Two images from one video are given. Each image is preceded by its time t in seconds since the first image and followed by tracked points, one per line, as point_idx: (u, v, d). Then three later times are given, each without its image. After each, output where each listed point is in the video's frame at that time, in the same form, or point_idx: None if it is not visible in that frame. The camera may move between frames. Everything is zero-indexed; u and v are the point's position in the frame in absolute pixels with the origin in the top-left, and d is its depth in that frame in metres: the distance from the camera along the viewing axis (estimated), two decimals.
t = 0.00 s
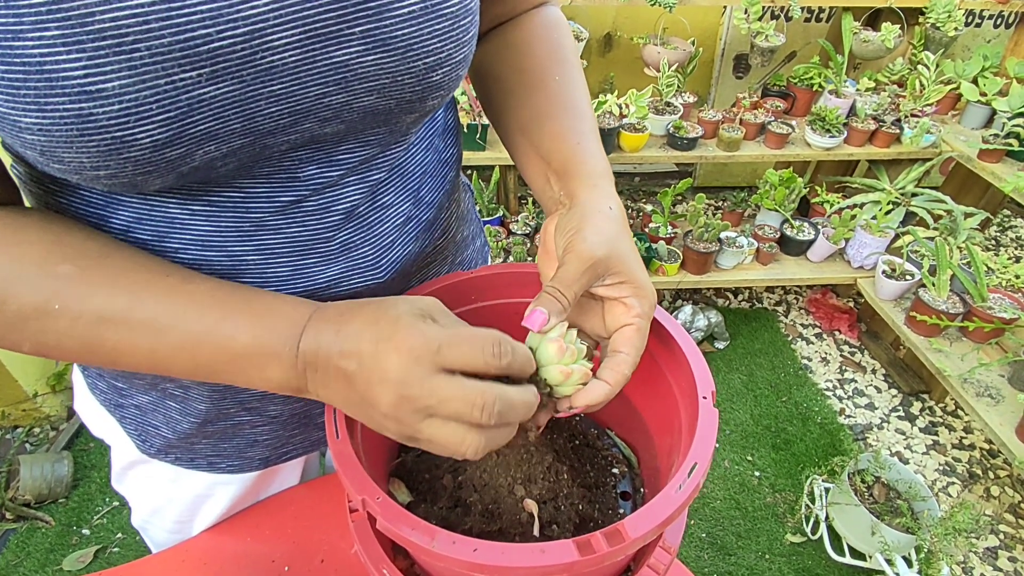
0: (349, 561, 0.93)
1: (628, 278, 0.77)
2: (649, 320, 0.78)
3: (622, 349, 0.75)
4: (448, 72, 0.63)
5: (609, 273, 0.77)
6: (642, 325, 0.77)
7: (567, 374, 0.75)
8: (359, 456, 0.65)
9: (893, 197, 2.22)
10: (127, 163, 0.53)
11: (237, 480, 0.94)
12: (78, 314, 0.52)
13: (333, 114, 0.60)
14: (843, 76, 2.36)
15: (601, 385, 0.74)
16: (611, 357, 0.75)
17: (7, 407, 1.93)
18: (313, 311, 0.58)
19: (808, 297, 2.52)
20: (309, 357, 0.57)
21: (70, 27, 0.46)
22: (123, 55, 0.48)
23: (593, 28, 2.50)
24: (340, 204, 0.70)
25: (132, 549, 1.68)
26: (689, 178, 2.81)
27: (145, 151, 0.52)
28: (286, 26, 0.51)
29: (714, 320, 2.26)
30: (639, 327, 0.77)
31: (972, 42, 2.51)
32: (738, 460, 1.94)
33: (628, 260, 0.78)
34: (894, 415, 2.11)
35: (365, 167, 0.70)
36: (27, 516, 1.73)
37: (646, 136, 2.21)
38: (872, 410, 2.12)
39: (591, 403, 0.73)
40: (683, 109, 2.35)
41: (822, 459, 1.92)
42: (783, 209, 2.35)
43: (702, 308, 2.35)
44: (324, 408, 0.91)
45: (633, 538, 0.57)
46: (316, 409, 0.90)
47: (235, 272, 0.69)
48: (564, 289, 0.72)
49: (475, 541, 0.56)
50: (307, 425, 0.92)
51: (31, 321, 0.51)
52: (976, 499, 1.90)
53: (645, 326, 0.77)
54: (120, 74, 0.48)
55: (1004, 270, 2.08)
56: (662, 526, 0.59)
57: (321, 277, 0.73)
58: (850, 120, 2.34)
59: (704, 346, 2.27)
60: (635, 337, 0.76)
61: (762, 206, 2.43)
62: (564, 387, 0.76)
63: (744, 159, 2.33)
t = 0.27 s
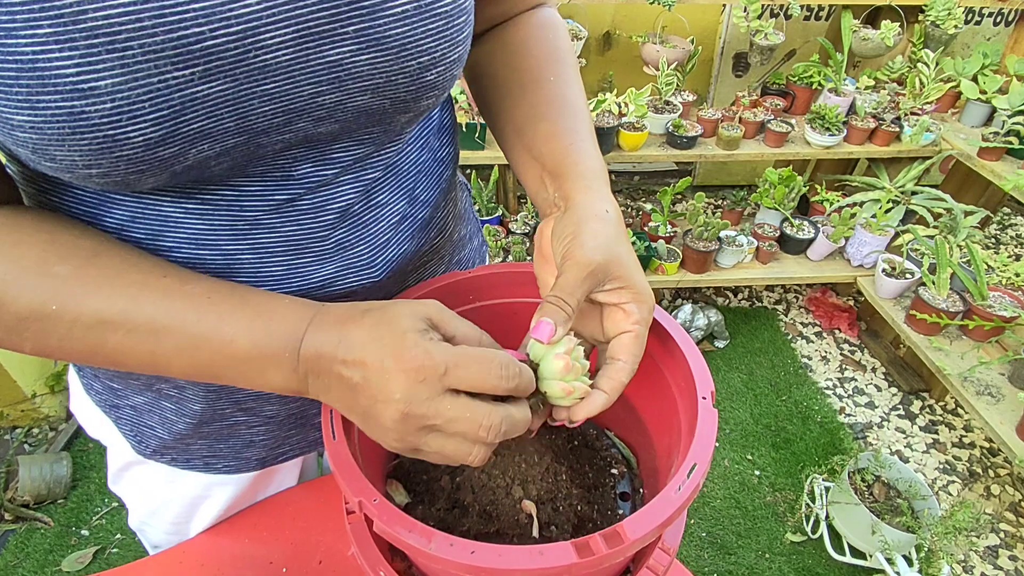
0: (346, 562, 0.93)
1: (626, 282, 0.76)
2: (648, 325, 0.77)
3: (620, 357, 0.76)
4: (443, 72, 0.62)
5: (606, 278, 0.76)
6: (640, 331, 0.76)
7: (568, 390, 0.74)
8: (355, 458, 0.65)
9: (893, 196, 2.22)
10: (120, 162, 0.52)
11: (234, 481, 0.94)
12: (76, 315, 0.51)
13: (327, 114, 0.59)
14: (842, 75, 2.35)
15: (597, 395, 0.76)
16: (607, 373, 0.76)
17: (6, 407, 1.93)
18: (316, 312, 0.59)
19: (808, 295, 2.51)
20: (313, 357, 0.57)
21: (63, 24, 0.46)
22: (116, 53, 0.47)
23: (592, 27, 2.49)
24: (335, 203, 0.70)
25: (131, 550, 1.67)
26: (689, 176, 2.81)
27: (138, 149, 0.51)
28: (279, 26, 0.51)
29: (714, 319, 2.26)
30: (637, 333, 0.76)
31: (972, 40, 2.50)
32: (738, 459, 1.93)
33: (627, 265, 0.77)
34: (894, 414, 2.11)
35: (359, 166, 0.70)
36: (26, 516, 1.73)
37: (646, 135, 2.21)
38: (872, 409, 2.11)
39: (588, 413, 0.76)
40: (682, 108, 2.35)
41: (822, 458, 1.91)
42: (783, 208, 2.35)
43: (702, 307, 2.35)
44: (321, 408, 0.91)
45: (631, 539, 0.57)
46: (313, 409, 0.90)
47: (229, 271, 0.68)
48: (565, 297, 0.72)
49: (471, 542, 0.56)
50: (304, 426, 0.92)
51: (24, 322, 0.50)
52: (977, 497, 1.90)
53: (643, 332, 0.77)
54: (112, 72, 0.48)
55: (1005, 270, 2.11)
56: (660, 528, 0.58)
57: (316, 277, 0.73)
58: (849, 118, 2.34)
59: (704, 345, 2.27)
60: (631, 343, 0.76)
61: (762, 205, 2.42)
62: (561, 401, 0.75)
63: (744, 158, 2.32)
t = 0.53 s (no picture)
0: (347, 560, 0.93)
1: (617, 287, 0.77)
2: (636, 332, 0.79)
3: (609, 361, 0.78)
4: (439, 68, 0.63)
5: (600, 283, 0.76)
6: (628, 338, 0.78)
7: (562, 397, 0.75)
8: (355, 456, 0.65)
9: (892, 194, 2.22)
10: (118, 157, 0.52)
11: (234, 480, 0.94)
12: (73, 313, 0.51)
13: (324, 110, 0.59)
14: (842, 73, 2.35)
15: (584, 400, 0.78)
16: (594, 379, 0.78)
17: (6, 407, 1.93)
18: (318, 311, 0.59)
19: (808, 294, 2.51)
20: (315, 359, 0.58)
21: (61, 19, 0.46)
22: (114, 48, 0.47)
23: (592, 26, 2.49)
24: (333, 200, 0.70)
25: (131, 549, 1.68)
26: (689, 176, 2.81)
27: (137, 145, 0.52)
28: (276, 21, 0.51)
29: (714, 318, 2.26)
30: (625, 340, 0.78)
31: (972, 39, 2.50)
32: (738, 457, 1.93)
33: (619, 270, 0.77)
34: (894, 413, 2.11)
35: (357, 162, 0.70)
36: (26, 516, 1.73)
37: (645, 134, 2.21)
38: (872, 408, 2.12)
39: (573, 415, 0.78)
40: (682, 107, 2.35)
41: (822, 457, 1.91)
42: (783, 207, 2.35)
43: (701, 306, 2.35)
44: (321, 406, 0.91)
45: (631, 537, 0.57)
46: (312, 407, 0.90)
47: (228, 267, 0.68)
48: (564, 302, 0.73)
49: (471, 540, 0.56)
50: (304, 423, 0.92)
51: (25, 320, 0.50)
52: (977, 496, 1.90)
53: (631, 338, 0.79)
54: (111, 67, 0.48)
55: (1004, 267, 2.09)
56: (659, 526, 0.58)
57: (315, 273, 0.73)
58: (849, 117, 2.34)
59: (704, 344, 2.27)
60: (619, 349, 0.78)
61: (762, 204, 2.42)
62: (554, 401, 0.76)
63: (744, 157, 2.33)
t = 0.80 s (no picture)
0: (350, 558, 0.94)
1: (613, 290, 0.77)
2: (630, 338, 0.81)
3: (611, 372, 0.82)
4: (441, 61, 0.63)
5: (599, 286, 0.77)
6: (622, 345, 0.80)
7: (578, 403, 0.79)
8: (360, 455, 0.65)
9: (892, 195, 2.23)
10: (126, 149, 0.53)
11: (239, 475, 0.94)
12: (87, 315, 0.52)
13: (328, 103, 0.60)
14: (842, 74, 2.36)
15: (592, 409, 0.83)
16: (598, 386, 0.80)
17: (8, 407, 1.93)
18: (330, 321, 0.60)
19: (808, 294, 2.52)
20: (325, 366, 0.59)
21: (71, 11, 0.47)
22: (123, 40, 0.48)
23: (592, 26, 2.49)
24: (338, 196, 0.70)
25: (133, 548, 1.68)
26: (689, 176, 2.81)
27: (144, 136, 0.52)
28: (281, 15, 0.52)
29: (714, 318, 2.27)
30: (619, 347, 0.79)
31: (971, 39, 2.51)
32: (738, 457, 1.94)
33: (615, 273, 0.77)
34: (894, 412, 2.12)
35: (362, 159, 0.70)
36: (28, 515, 1.73)
37: (646, 134, 2.22)
38: (872, 407, 2.12)
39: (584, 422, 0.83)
40: (682, 107, 2.36)
41: (822, 456, 1.92)
42: (783, 207, 2.36)
43: (702, 306, 2.35)
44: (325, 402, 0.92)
45: (633, 533, 0.57)
46: (316, 402, 0.91)
47: (234, 263, 0.69)
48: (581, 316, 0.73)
49: (475, 536, 0.56)
50: (308, 419, 0.93)
51: (38, 320, 0.51)
52: (976, 495, 1.91)
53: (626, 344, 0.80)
54: (119, 59, 0.49)
55: (1003, 268, 2.10)
56: (661, 522, 0.59)
57: (319, 269, 0.74)
58: (849, 117, 2.35)
59: (704, 343, 2.28)
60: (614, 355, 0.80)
61: (762, 204, 2.43)
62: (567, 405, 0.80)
63: (744, 157, 2.33)
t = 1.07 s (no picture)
0: (354, 557, 0.94)
1: (616, 287, 0.78)
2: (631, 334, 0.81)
3: (607, 365, 0.80)
4: (446, 58, 0.63)
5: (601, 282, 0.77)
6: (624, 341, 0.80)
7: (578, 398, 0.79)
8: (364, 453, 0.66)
9: (892, 195, 2.24)
10: (137, 145, 0.53)
11: (248, 469, 0.95)
12: (102, 313, 0.52)
13: (335, 100, 0.60)
14: (842, 74, 2.37)
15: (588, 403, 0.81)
16: (597, 385, 0.80)
17: (10, 407, 1.94)
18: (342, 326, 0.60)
19: (808, 294, 2.52)
20: (337, 372, 0.59)
21: (83, 10, 0.47)
22: (134, 39, 0.48)
23: (592, 26, 2.49)
24: (344, 192, 0.70)
25: (136, 547, 1.68)
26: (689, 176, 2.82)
27: (154, 133, 0.52)
28: (290, 12, 0.52)
29: (714, 318, 2.27)
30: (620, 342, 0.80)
31: (971, 39, 2.51)
32: (738, 457, 1.94)
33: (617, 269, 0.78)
34: (894, 412, 2.12)
35: (368, 155, 0.70)
36: (30, 515, 1.74)
37: (646, 135, 2.22)
38: (872, 407, 2.13)
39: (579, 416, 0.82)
40: (682, 107, 2.36)
41: (823, 456, 1.92)
42: (783, 207, 2.36)
43: (702, 306, 2.36)
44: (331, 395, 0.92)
45: (634, 530, 0.58)
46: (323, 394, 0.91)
47: (242, 258, 0.69)
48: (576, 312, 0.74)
49: (479, 533, 0.57)
50: (314, 412, 0.93)
51: (54, 316, 0.52)
52: (976, 494, 1.91)
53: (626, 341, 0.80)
54: (130, 57, 0.49)
55: (1003, 268, 2.10)
56: (663, 519, 0.59)
57: (325, 265, 0.74)
58: (849, 117, 2.35)
59: (705, 343, 2.28)
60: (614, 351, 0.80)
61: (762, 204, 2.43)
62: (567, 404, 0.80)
63: (744, 157, 2.34)
